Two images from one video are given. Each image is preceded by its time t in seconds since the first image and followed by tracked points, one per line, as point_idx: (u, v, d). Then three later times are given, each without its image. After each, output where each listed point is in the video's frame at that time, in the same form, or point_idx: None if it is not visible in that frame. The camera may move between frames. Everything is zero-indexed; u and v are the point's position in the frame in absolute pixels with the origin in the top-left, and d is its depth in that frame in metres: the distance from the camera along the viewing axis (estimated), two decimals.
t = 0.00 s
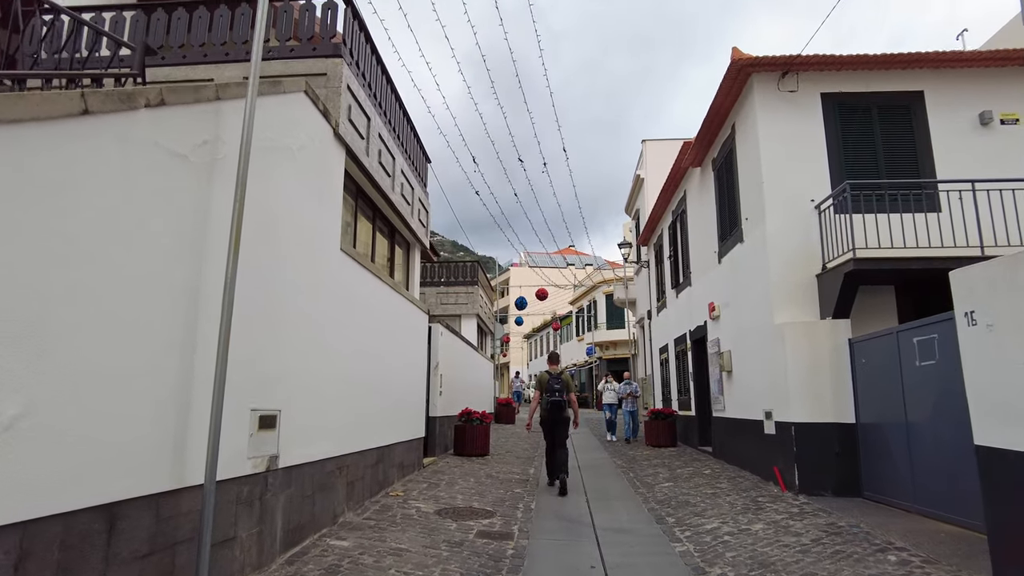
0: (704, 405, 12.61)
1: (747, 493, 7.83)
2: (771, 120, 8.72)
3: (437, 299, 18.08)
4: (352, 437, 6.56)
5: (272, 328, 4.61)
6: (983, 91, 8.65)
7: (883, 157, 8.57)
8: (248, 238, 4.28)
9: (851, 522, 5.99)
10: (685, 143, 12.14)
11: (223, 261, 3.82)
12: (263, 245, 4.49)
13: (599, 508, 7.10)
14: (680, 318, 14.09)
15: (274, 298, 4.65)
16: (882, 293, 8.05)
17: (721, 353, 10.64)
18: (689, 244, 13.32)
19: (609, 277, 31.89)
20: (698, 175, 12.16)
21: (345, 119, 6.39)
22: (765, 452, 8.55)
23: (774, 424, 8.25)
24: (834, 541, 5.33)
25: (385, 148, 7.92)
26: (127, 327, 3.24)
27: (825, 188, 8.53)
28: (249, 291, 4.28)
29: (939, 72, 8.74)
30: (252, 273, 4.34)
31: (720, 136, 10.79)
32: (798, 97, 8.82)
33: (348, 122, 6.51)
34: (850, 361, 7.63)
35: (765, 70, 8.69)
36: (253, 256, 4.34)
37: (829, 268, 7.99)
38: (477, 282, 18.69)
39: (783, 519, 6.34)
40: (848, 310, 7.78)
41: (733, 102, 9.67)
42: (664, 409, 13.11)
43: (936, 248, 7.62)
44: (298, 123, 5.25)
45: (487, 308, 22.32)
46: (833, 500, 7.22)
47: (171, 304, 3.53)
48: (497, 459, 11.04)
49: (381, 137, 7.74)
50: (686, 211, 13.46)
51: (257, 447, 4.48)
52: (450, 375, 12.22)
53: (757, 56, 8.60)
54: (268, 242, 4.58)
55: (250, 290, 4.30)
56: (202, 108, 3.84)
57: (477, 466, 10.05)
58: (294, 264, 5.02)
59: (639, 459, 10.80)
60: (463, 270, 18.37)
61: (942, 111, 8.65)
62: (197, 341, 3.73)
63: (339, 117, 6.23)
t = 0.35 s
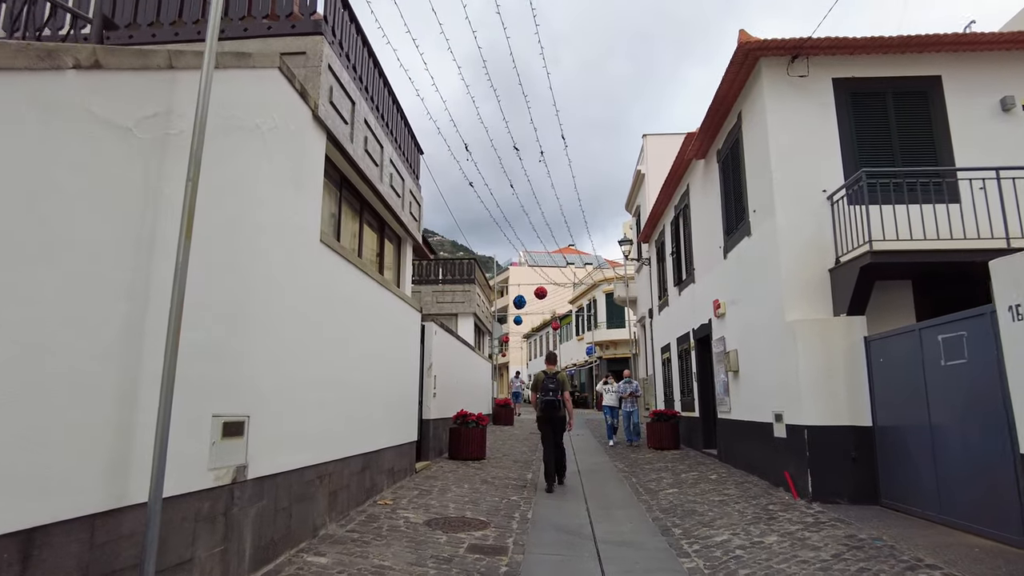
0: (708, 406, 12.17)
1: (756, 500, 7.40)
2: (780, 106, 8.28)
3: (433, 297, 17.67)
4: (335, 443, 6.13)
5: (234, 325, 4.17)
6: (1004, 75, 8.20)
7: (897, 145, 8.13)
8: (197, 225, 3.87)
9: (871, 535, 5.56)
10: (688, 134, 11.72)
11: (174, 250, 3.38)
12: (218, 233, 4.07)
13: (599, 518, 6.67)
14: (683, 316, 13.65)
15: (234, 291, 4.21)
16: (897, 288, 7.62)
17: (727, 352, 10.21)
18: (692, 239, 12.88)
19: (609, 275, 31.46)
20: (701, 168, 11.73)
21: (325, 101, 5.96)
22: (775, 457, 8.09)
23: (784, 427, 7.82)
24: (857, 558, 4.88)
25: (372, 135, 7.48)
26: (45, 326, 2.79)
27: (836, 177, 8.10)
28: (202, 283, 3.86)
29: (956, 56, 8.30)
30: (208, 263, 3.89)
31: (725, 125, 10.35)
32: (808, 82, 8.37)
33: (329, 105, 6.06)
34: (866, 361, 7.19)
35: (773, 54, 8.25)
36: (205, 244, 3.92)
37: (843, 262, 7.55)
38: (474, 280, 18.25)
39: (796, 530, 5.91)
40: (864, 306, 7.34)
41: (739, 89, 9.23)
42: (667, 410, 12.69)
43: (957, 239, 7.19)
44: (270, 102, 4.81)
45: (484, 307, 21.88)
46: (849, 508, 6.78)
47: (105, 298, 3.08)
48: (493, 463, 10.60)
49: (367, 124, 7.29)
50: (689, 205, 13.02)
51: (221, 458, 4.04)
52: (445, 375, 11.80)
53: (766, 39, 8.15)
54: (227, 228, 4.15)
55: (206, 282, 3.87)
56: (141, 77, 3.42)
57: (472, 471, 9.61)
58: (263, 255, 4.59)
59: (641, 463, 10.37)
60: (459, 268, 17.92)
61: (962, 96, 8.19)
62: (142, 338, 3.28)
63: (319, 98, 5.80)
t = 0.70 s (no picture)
0: (713, 407, 11.74)
1: (768, 507, 6.96)
2: (792, 91, 7.85)
3: (430, 294, 17.26)
4: (316, 448, 5.69)
5: (193, 317, 3.75)
6: None
7: (915, 131, 7.71)
8: (144, 206, 3.44)
9: (896, 546, 5.12)
10: (693, 125, 11.30)
11: (114, 228, 3.02)
12: (173, 214, 3.64)
13: (601, 527, 6.24)
14: (687, 314, 13.22)
15: (193, 280, 3.79)
16: (917, 282, 7.18)
17: (734, 351, 9.78)
18: (697, 234, 12.45)
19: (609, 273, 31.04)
20: (707, 159, 11.30)
21: (305, 78, 5.54)
22: (787, 461, 7.65)
23: (798, 431, 7.36)
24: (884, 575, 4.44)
25: (360, 120, 7.03)
26: None
27: (851, 165, 7.66)
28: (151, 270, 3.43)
29: (977, 37, 7.87)
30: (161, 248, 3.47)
31: (732, 114, 9.92)
32: (822, 65, 7.93)
33: (309, 82, 5.62)
34: (886, 360, 6.76)
35: (785, 36, 7.82)
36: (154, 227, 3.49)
37: (859, 254, 7.12)
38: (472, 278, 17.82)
39: (812, 540, 5.49)
40: (883, 302, 6.88)
41: (748, 74, 8.80)
42: (670, 411, 12.26)
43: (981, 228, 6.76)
44: (239, 73, 4.37)
45: (482, 305, 21.43)
46: (867, 516, 6.35)
47: (28, 280, 2.74)
48: (490, 466, 10.17)
49: (355, 107, 6.86)
50: (693, 199, 12.61)
51: (181, 467, 3.62)
52: (440, 375, 11.35)
53: (777, 20, 7.71)
54: (184, 210, 3.73)
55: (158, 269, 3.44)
56: (74, 36, 3.06)
57: (467, 475, 9.18)
58: (229, 242, 4.16)
59: (644, 467, 9.94)
60: (457, 265, 17.49)
61: (984, 80, 7.76)
62: (75, 330, 2.87)
63: (298, 74, 5.37)
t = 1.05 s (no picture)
0: (718, 408, 11.31)
1: (779, 514, 6.54)
2: (805, 73, 7.42)
3: (426, 291, 16.83)
4: (294, 452, 5.27)
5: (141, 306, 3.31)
6: None
7: (935, 115, 7.28)
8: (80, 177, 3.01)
9: (925, 559, 4.70)
10: (698, 114, 10.88)
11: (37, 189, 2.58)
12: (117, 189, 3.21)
13: (602, 537, 5.81)
14: (690, 311, 12.80)
15: (143, 264, 3.36)
16: (938, 275, 6.75)
17: (741, 349, 9.35)
18: (700, 228, 12.02)
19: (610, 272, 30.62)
20: (712, 150, 10.88)
21: (281, 51, 5.11)
22: (798, 465, 7.23)
23: (811, 433, 6.93)
24: None
25: (345, 101, 6.60)
26: None
27: (867, 151, 7.23)
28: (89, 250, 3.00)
29: (1000, 16, 7.44)
30: (102, 225, 3.04)
31: (740, 101, 9.49)
32: (836, 46, 7.50)
33: (286, 55, 5.19)
34: (906, 357, 6.33)
35: (797, 14, 7.38)
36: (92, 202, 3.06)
37: (877, 245, 6.69)
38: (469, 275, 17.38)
39: (831, 552, 5.06)
40: (902, 295, 6.45)
41: (757, 57, 8.37)
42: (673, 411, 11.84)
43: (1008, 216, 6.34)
44: (201, 37, 3.94)
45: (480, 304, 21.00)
46: (887, 525, 5.93)
47: None
48: (486, 469, 9.73)
49: (339, 86, 6.43)
50: (697, 192, 12.18)
51: (128, 474, 3.19)
52: (434, 374, 10.92)
53: None
54: (130, 184, 3.30)
55: (97, 249, 3.01)
56: None
57: (462, 479, 8.75)
58: (188, 223, 3.73)
59: (647, 470, 9.52)
60: (453, 261, 17.06)
61: (1008, 61, 7.33)
62: None
63: (273, 45, 4.94)
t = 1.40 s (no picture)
0: (723, 411, 10.88)
1: (792, 527, 6.10)
2: (818, 57, 6.99)
3: (421, 290, 16.41)
4: (266, 462, 4.84)
5: (66, 300, 2.89)
6: None
7: (956, 101, 6.86)
8: None
9: None
10: (702, 105, 10.47)
11: None
12: (40, 167, 2.79)
13: (603, 554, 5.38)
14: (694, 311, 12.38)
15: (74, 253, 2.94)
16: (961, 270, 6.32)
17: (748, 350, 8.92)
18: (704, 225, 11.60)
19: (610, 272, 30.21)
20: (717, 142, 10.47)
21: (251, 25, 4.68)
22: (811, 473, 6.79)
23: (825, 440, 6.49)
24: None
25: (326, 84, 6.18)
26: None
27: (884, 139, 6.80)
28: None
29: None
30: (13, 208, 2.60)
31: (746, 90, 9.08)
32: (850, 29, 7.07)
33: (256, 29, 4.76)
34: (929, 359, 5.89)
35: None
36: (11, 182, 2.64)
37: (896, 238, 6.26)
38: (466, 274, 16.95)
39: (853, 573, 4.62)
40: (923, 292, 6.02)
41: (765, 42, 7.96)
42: (676, 414, 11.41)
43: None
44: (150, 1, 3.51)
45: (478, 304, 20.58)
46: (910, 540, 5.49)
47: None
48: (480, 476, 9.29)
49: (320, 68, 6.01)
50: (700, 187, 11.76)
51: (51, 496, 2.77)
52: (428, 376, 10.48)
53: None
54: (58, 161, 2.89)
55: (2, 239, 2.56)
56: None
57: (454, 487, 8.31)
58: (130, 209, 3.31)
59: (649, 477, 9.09)
60: (449, 260, 16.63)
61: None
62: None
63: (241, 18, 4.51)
